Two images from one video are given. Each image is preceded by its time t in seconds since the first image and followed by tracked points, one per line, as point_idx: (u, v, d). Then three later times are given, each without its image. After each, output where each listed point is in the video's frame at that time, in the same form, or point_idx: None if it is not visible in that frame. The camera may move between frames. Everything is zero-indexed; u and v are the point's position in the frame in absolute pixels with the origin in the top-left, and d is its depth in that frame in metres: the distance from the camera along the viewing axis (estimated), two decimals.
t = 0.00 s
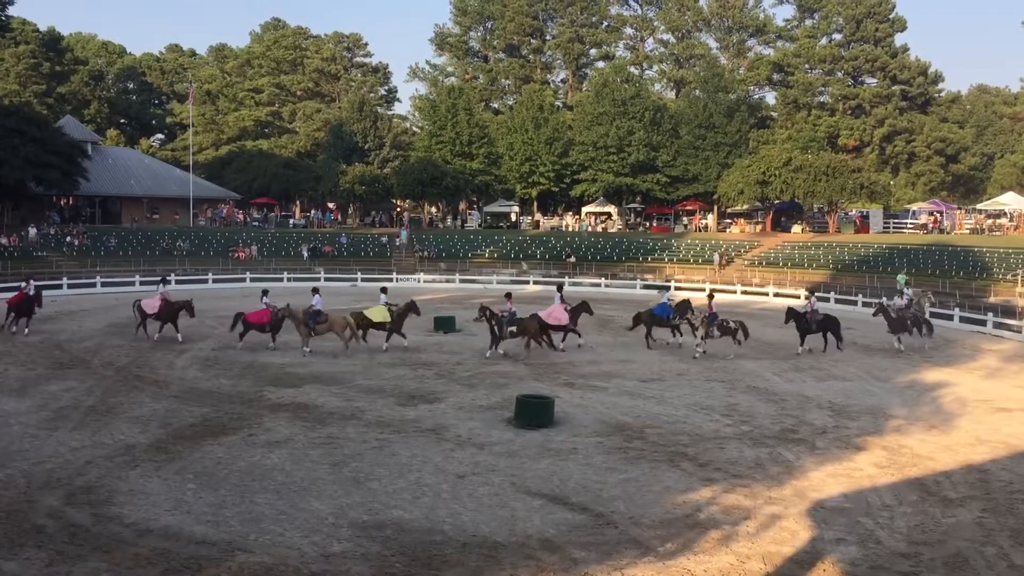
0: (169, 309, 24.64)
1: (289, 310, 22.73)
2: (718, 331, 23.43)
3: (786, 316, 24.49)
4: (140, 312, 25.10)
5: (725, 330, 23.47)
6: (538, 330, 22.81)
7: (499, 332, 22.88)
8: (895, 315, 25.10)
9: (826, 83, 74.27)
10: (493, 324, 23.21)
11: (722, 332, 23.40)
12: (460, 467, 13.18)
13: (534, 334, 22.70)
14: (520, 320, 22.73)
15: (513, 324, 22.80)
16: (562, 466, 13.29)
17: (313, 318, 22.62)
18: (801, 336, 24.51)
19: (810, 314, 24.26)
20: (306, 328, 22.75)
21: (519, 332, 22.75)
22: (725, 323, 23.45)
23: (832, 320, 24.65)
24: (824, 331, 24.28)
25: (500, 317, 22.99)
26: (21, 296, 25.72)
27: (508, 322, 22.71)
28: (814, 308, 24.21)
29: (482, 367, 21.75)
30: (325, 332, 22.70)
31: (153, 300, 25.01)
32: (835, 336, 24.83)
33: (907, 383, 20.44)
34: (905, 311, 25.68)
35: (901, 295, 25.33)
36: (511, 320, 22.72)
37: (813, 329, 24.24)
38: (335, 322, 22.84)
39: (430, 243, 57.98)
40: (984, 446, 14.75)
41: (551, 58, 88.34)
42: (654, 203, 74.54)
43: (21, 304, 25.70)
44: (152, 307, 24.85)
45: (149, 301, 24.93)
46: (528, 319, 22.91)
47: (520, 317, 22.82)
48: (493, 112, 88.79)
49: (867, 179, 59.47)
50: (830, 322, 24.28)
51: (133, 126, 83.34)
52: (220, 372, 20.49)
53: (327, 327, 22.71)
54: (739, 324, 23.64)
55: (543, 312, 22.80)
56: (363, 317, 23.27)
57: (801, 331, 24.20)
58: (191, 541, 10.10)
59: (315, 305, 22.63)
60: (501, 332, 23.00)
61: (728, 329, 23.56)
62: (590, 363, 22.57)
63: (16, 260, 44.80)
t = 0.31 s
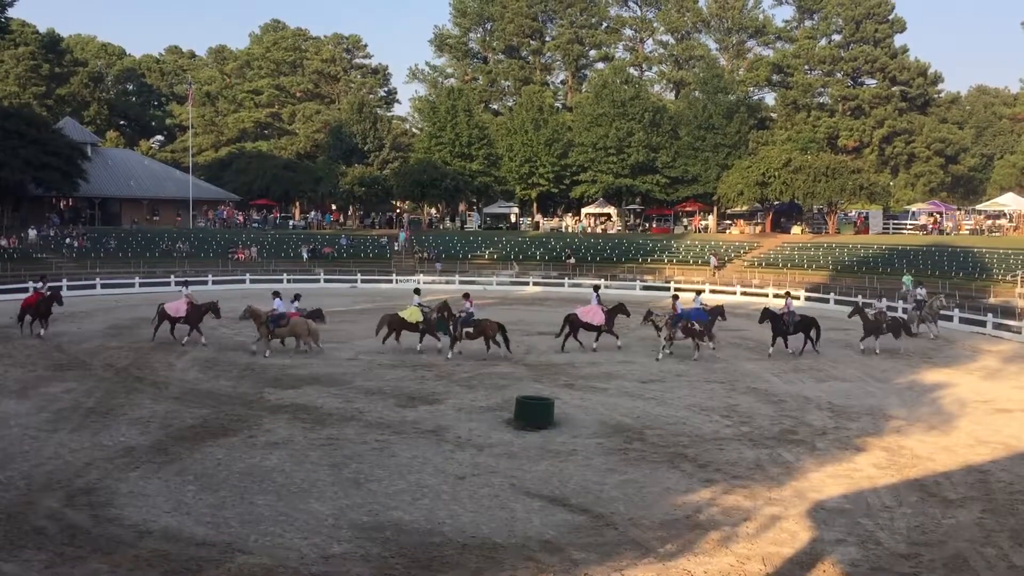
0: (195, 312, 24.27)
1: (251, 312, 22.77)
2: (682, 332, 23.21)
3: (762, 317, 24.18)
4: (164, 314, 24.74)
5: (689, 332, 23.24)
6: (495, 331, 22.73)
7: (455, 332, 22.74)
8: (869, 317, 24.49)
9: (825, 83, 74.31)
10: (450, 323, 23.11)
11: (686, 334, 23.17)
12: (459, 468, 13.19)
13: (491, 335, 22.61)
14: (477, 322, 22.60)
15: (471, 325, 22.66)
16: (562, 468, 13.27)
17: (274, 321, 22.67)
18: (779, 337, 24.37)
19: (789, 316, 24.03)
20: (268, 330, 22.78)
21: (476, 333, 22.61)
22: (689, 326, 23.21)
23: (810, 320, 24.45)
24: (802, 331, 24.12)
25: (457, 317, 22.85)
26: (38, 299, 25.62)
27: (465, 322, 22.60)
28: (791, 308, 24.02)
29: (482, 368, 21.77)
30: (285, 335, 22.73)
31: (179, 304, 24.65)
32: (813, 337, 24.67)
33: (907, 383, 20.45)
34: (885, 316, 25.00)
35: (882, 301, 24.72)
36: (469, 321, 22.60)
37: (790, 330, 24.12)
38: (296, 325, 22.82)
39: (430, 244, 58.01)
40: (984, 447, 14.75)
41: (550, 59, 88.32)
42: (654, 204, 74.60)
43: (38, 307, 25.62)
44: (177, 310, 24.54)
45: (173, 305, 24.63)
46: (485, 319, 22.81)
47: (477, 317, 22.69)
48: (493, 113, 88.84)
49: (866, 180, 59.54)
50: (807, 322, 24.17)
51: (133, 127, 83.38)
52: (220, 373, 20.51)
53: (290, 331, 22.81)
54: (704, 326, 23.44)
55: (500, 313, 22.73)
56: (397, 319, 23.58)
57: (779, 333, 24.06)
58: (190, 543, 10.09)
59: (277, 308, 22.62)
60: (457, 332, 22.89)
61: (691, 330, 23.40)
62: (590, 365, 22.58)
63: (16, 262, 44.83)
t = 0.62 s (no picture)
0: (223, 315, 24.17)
1: (214, 311, 22.87)
2: (646, 334, 23.07)
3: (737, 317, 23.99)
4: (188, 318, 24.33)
5: (653, 334, 23.14)
6: (454, 332, 22.82)
7: (415, 334, 22.75)
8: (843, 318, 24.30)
9: (825, 84, 74.30)
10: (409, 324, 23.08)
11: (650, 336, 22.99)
12: (460, 469, 13.19)
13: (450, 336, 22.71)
14: (436, 322, 22.64)
15: (430, 326, 22.70)
16: (562, 469, 13.27)
17: (236, 319, 22.77)
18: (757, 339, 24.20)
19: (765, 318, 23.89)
20: (231, 328, 22.92)
21: (435, 334, 22.63)
22: (653, 326, 23.07)
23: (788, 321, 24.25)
24: (778, 333, 23.92)
25: (416, 318, 22.86)
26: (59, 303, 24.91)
27: (424, 324, 22.63)
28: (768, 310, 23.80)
29: (483, 369, 21.77)
30: (247, 333, 22.88)
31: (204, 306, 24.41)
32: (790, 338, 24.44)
33: (907, 384, 20.45)
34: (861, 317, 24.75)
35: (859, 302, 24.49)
36: (428, 321, 22.64)
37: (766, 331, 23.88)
38: (258, 323, 23.02)
39: (431, 245, 58.06)
40: (985, 448, 14.74)
41: (550, 60, 88.28)
42: (654, 205, 74.62)
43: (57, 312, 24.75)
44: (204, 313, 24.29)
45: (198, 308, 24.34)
46: (444, 320, 22.87)
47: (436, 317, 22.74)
48: (493, 114, 88.87)
49: (866, 181, 59.61)
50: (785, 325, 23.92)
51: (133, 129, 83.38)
52: (221, 374, 20.52)
53: (252, 329, 22.92)
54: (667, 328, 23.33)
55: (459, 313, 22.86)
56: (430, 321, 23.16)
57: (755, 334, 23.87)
58: (191, 545, 10.09)
59: (239, 306, 22.65)
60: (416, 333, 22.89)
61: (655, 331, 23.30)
62: (590, 365, 22.60)
63: (17, 264, 44.83)
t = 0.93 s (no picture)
0: (256, 320, 23.91)
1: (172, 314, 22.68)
2: (603, 336, 22.84)
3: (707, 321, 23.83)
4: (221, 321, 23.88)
5: (610, 336, 22.81)
6: (408, 333, 22.74)
7: (369, 336, 22.71)
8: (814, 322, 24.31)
9: (825, 87, 74.38)
10: (363, 326, 23.02)
11: (607, 337, 22.78)
12: (460, 472, 13.18)
13: (404, 337, 22.63)
14: (389, 323, 22.55)
15: (383, 327, 22.59)
16: (562, 471, 13.28)
17: (195, 323, 22.62)
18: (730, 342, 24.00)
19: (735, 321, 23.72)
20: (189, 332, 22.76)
21: (389, 335, 22.55)
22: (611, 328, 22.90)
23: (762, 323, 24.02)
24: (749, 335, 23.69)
25: (370, 320, 22.82)
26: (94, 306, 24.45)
27: (377, 325, 22.53)
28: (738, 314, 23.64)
29: (483, 372, 21.77)
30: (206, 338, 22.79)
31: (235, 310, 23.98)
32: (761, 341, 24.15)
33: (908, 387, 20.43)
34: (833, 321, 24.71)
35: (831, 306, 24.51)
36: (381, 323, 22.55)
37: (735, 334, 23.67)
38: (218, 327, 22.97)
39: (430, 248, 58.06)
40: (985, 451, 14.73)
41: (550, 63, 88.30)
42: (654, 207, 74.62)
43: (97, 316, 24.27)
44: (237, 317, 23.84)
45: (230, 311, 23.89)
46: (398, 322, 22.78)
47: (390, 319, 22.65)
48: (493, 117, 88.90)
49: (866, 183, 59.63)
50: (756, 326, 23.68)
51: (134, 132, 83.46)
52: (221, 377, 20.52)
53: (212, 333, 22.84)
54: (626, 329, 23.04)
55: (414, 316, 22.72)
56: (469, 322, 23.65)
57: (725, 337, 23.67)
58: (191, 547, 10.09)
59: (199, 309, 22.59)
60: (370, 335, 22.84)
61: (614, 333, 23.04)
62: (591, 368, 22.59)
63: (17, 266, 44.86)
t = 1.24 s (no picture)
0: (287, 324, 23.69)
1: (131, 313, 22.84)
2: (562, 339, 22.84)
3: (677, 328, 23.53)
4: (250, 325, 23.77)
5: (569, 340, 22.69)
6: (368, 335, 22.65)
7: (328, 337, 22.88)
8: (788, 323, 24.26)
9: (824, 90, 74.47)
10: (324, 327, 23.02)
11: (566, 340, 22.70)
12: (459, 474, 13.17)
13: (363, 339, 22.55)
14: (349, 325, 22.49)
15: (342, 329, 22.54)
16: (561, 473, 13.29)
17: (155, 322, 22.82)
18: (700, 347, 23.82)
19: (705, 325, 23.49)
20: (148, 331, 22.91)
21: (347, 337, 22.49)
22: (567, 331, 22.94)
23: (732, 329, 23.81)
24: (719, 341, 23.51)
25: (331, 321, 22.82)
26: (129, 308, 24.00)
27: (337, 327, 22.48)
28: (708, 318, 23.48)
29: (482, 374, 21.77)
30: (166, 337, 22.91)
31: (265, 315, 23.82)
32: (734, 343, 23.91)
33: (907, 390, 20.45)
34: (807, 322, 24.70)
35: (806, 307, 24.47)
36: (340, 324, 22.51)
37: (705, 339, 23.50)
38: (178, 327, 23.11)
39: (430, 249, 58.06)
40: (983, 453, 14.76)
41: (550, 65, 88.37)
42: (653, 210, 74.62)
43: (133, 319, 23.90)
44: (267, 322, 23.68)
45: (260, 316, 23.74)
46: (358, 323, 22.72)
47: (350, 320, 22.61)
48: (493, 119, 88.93)
49: (866, 186, 59.68)
50: (726, 332, 23.49)
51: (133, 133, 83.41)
52: (220, 379, 20.51)
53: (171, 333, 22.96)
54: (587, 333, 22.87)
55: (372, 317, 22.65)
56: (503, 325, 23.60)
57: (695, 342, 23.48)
58: (190, 549, 10.08)
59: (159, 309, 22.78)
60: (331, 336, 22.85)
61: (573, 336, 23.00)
62: (590, 370, 22.59)
63: (16, 268, 44.82)
